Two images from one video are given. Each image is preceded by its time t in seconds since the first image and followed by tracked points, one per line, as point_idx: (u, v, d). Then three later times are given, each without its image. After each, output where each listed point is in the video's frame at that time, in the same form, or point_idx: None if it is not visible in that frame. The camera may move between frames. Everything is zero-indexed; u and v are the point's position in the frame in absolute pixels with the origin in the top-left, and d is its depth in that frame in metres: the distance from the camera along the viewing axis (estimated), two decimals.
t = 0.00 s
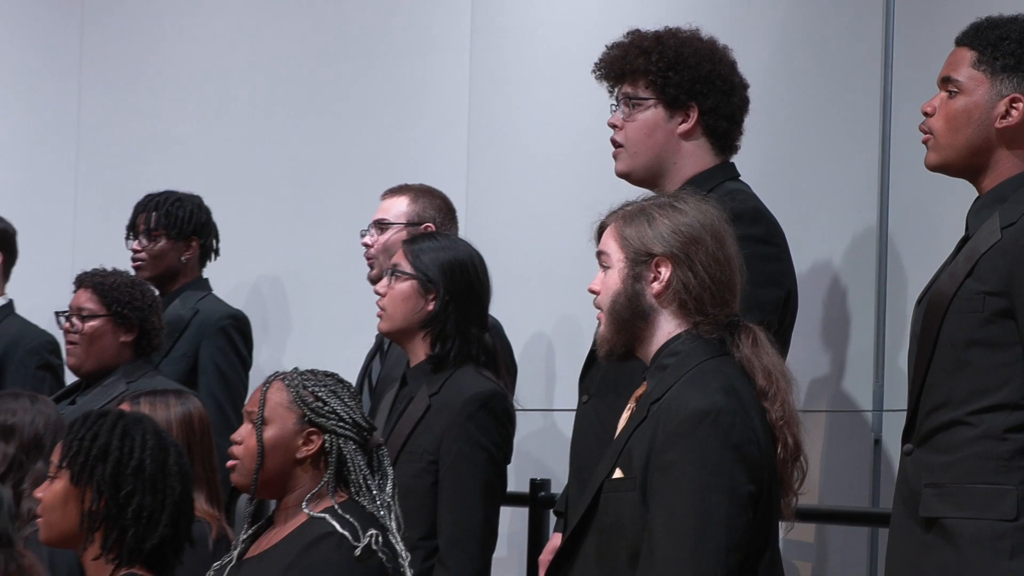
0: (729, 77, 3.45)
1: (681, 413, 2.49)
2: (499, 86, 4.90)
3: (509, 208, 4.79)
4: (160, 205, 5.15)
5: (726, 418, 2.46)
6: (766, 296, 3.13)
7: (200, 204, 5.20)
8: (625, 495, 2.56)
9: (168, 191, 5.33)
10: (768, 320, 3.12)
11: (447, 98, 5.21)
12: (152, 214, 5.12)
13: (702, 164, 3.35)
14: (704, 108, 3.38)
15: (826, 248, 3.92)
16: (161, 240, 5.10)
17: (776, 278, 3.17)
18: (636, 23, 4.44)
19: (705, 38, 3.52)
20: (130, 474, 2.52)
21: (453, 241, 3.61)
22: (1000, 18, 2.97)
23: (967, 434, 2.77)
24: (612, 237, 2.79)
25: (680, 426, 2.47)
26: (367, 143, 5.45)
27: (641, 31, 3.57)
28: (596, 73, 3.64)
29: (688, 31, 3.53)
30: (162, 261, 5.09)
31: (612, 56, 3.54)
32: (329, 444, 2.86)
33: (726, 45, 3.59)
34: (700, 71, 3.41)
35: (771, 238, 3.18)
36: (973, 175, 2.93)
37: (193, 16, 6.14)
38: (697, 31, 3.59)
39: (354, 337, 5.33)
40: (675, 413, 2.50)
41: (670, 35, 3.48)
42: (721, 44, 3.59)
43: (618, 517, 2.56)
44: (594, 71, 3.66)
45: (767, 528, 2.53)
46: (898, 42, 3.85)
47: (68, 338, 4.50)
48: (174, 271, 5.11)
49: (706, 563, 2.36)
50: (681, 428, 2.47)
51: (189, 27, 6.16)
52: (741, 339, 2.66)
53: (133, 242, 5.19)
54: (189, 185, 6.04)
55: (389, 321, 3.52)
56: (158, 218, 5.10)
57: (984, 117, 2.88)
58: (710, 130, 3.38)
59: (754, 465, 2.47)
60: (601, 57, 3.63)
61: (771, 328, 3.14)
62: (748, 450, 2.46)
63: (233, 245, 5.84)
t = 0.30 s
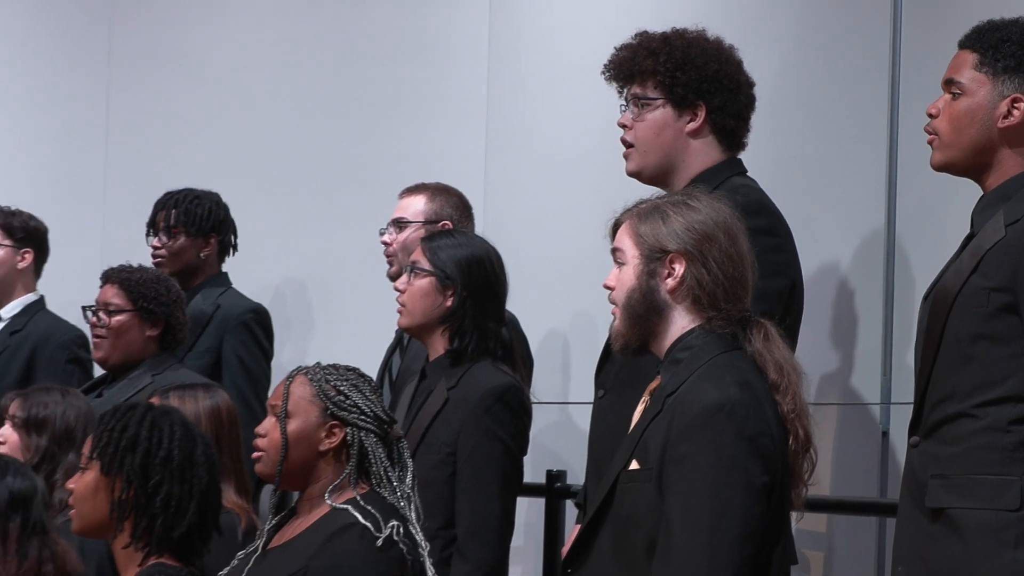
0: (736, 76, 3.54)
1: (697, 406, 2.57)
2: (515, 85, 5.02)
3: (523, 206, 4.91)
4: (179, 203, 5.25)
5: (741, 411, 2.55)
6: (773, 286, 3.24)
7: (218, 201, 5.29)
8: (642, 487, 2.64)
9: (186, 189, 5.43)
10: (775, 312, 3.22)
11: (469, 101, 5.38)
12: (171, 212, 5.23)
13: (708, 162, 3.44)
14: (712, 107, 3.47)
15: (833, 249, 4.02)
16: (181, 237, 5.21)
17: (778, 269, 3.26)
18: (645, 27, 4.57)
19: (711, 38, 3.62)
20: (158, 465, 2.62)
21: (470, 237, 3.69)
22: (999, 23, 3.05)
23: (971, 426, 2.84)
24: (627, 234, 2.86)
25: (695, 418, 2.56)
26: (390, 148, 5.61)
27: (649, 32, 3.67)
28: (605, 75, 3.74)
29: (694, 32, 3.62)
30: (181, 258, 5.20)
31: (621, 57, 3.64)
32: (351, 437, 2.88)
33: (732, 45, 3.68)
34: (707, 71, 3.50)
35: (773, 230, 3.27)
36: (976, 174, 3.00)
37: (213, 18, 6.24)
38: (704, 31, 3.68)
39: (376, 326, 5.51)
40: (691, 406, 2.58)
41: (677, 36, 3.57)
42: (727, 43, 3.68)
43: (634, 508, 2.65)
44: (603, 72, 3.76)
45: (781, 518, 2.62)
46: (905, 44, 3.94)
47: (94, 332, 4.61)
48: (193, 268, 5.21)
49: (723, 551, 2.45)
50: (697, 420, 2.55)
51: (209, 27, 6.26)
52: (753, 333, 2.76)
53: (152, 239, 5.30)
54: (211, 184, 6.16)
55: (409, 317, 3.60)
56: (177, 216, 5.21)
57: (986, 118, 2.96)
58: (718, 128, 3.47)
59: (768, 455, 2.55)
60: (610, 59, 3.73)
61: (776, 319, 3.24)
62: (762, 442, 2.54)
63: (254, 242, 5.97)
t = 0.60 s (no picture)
0: (729, 79, 3.66)
1: (708, 401, 2.65)
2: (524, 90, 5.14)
3: (535, 206, 5.01)
4: (201, 202, 5.35)
5: (751, 405, 2.63)
6: (777, 276, 3.38)
7: (239, 201, 5.39)
8: (655, 480, 2.72)
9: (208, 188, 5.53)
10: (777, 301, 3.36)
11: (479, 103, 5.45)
12: (194, 211, 5.33)
13: (710, 160, 3.58)
14: (709, 111, 3.58)
15: (833, 264, 4.12)
16: (203, 236, 5.31)
17: (779, 260, 3.40)
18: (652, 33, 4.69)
19: (704, 44, 3.74)
20: (186, 457, 2.71)
21: (485, 236, 3.78)
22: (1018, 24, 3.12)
23: (974, 421, 2.90)
24: (637, 234, 2.95)
25: (706, 413, 2.64)
26: (404, 147, 5.70)
27: (640, 43, 3.79)
28: (604, 86, 3.85)
29: (687, 39, 3.74)
30: (203, 256, 5.30)
31: (617, 69, 3.76)
32: (369, 429, 2.93)
33: (725, 50, 3.80)
34: (701, 76, 3.62)
35: (772, 222, 3.41)
36: (978, 171, 3.08)
37: (233, 23, 6.38)
38: (695, 38, 3.80)
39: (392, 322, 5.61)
40: (703, 400, 2.66)
41: (670, 44, 3.69)
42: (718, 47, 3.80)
43: (647, 500, 2.73)
44: (602, 83, 3.87)
45: (790, 508, 2.70)
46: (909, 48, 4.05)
47: (123, 321, 4.70)
48: (216, 265, 5.31)
49: (734, 540, 2.53)
50: (707, 414, 2.63)
51: (230, 32, 6.39)
52: (761, 330, 2.83)
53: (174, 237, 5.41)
54: (233, 185, 6.28)
55: (425, 313, 3.70)
56: (199, 215, 5.31)
57: (997, 117, 3.03)
58: (716, 131, 3.59)
59: (777, 448, 2.63)
60: (607, 71, 3.85)
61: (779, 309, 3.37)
62: (771, 436, 2.62)
63: (274, 242, 6.11)
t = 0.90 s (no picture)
0: (751, 76, 3.75)
1: (718, 393, 2.73)
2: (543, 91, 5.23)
3: (547, 204, 5.12)
4: (216, 203, 5.45)
5: (761, 396, 2.71)
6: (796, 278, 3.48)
7: (254, 200, 5.49)
8: (664, 469, 2.80)
9: (223, 189, 5.63)
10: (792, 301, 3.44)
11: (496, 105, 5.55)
12: (210, 211, 5.43)
13: (732, 156, 3.66)
14: (729, 107, 3.67)
15: (844, 248, 4.21)
16: (220, 236, 5.42)
17: (798, 262, 3.50)
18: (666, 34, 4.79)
19: (723, 42, 3.83)
20: (215, 451, 2.72)
21: (491, 235, 3.85)
22: (1002, 29, 3.23)
23: (979, 413, 2.96)
24: (649, 233, 3.03)
25: (717, 404, 2.72)
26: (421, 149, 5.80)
27: (661, 43, 3.87)
28: (624, 88, 3.94)
29: (707, 38, 3.83)
30: (221, 255, 5.41)
31: (638, 70, 3.85)
32: (385, 422, 2.99)
33: (743, 47, 3.89)
34: (721, 73, 3.70)
35: (792, 224, 3.51)
36: (983, 173, 3.17)
37: (252, 28, 6.49)
38: (715, 36, 3.89)
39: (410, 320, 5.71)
40: (713, 392, 2.74)
41: (690, 43, 3.78)
42: (736, 46, 3.89)
43: (657, 488, 2.81)
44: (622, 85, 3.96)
45: (797, 500, 2.78)
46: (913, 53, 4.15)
47: (147, 310, 4.81)
48: (234, 263, 5.41)
49: (742, 528, 2.61)
50: (717, 405, 2.71)
51: (247, 37, 6.50)
52: (770, 326, 2.92)
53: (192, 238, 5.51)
54: (252, 186, 6.39)
55: (439, 313, 3.78)
56: (216, 216, 5.41)
57: (996, 121, 3.13)
58: (737, 126, 3.68)
59: (785, 441, 2.71)
60: (628, 72, 3.93)
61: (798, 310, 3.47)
62: (780, 427, 2.70)
63: (292, 241, 6.22)
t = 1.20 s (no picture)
0: (757, 78, 3.85)
1: (726, 386, 2.81)
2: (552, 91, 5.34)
3: (560, 201, 5.24)
4: (233, 202, 5.55)
5: (768, 390, 2.79)
6: (801, 273, 3.59)
7: (269, 198, 5.58)
8: (673, 460, 2.88)
9: (240, 188, 5.73)
10: (800, 297, 3.57)
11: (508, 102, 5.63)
12: (227, 211, 5.53)
13: (739, 157, 3.78)
14: (736, 108, 3.79)
15: (849, 245, 4.34)
16: (238, 234, 5.52)
17: (804, 258, 3.62)
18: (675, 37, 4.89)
19: (731, 44, 3.93)
20: (229, 445, 2.81)
21: (508, 231, 3.94)
22: (1002, 30, 3.30)
23: (979, 407, 3.04)
24: (658, 230, 3.10)
25: (725, 397, 2.80)
26: (433, 144, 5.90)
27: (672, 45, 3.97)
28: (635, 87, 4.05)
29: (716, 41, 3.94)
30: (240, 253, 5.52)
31: (648, 70, 3.95)
32: (400, 415, 3.07)
33: (751, 49, 3.98)
34: (728, 75, 3.81)
35: (799, 221, 3.62)
36: (982, 171, 3.26)
37: (264, 27, 6.58)
38: (724, 39, 3.99)
39: (425, 314, 5.81)
40: (721, 386, 2.82)
41: (699, 45, 3.88)
42: (744, 48, 3.99)
43: (665, 479, 2.89)
44: (634, 83, 4.08)
45: (804, 490, 2.87)
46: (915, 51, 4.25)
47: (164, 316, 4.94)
48: (253, 261, 5.53)
49: (749, 518, 2.70)
50: (725, 398, 2.80)
51: (260, 34, 6.58)
52: (777, 321, 2.99)
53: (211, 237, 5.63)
54: (267, 181, 6.49)
55: (455, 306, 3.87)
56: (233, 215, 5.51)
57: (995, 120, 3.21)
58: (743, 127, 3.79)
59: (791, 433, 2.80)
60: (640, 71, 4.05)
61: (803, 304, 3.58)
62: (786, 420, 2.79)
63: (307, 235, 6.32)
